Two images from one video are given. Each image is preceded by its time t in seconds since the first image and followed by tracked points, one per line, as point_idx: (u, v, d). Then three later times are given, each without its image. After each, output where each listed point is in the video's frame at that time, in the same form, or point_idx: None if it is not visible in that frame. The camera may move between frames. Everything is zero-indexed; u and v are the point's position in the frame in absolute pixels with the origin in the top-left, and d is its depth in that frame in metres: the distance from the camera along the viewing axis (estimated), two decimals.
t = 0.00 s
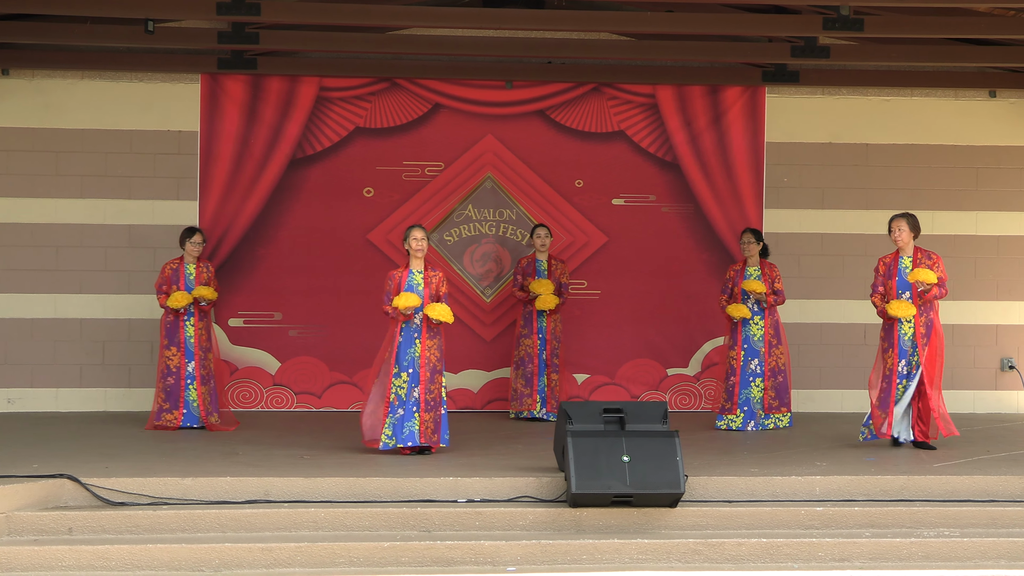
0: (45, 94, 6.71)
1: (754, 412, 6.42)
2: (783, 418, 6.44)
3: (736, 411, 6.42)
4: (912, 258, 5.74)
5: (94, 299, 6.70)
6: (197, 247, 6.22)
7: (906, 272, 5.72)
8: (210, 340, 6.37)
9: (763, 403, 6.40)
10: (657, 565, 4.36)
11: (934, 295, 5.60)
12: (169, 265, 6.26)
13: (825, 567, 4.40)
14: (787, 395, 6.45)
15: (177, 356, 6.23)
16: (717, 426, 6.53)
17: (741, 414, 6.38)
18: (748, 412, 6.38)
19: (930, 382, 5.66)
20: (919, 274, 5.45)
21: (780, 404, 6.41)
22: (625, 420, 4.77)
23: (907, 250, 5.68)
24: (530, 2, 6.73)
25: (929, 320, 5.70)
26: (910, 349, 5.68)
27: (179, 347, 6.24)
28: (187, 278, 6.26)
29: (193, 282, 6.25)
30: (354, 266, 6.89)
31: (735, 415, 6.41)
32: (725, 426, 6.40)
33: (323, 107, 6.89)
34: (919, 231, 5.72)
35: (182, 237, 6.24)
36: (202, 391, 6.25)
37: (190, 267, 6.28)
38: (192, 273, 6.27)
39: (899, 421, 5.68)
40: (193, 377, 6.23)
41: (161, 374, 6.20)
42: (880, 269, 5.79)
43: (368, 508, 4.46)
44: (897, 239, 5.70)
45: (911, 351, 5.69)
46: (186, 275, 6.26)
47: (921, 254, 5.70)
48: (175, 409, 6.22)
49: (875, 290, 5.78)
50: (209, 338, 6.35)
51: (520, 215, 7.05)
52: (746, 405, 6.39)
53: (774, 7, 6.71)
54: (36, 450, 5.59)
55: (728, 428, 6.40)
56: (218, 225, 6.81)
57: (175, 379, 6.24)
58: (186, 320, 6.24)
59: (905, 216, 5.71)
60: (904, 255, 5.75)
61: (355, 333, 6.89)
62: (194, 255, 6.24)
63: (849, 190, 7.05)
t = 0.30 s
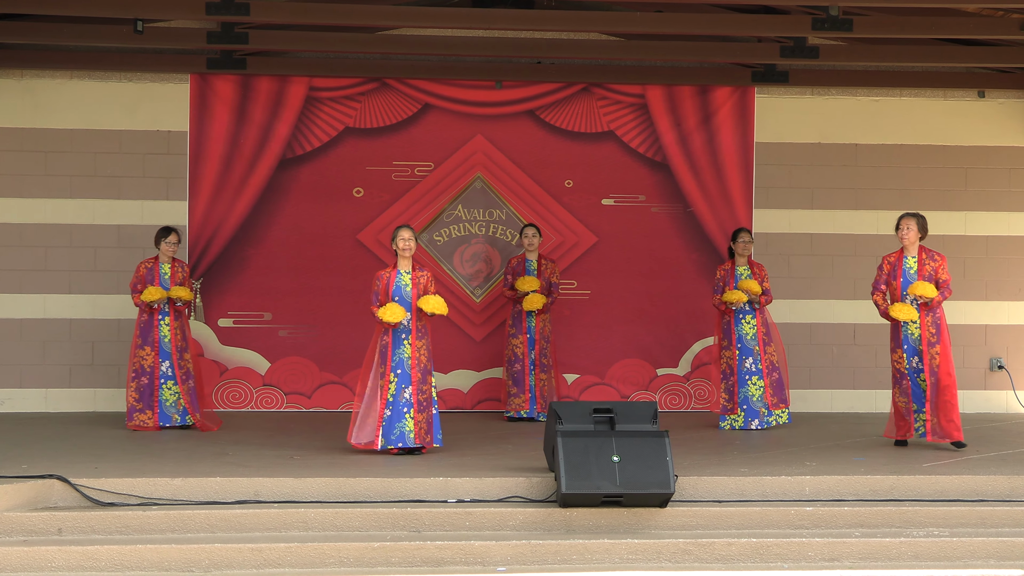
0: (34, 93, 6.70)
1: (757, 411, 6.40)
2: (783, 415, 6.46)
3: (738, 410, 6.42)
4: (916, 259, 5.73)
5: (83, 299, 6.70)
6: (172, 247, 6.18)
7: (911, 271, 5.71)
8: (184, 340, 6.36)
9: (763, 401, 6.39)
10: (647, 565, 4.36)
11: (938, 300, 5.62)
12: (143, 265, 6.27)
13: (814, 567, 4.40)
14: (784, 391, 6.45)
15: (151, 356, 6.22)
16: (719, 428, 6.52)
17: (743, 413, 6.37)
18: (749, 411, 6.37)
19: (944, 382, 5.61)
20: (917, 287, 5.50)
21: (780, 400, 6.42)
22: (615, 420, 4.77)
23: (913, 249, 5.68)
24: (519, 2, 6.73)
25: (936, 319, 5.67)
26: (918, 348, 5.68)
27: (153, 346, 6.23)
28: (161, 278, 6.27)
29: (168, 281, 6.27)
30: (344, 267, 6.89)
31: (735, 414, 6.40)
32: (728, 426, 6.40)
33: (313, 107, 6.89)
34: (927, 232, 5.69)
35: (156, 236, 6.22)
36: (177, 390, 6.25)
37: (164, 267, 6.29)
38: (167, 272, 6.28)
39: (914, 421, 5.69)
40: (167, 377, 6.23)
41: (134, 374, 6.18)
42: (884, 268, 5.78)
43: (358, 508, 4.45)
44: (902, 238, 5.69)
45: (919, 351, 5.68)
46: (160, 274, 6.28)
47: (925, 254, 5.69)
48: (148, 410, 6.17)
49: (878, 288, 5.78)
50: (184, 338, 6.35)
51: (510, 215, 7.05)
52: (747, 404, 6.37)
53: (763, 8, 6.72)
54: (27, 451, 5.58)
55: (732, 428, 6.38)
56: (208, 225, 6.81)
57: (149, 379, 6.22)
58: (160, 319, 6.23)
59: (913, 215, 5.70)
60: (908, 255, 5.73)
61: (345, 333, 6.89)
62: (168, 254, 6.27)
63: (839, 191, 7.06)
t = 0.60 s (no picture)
0: (30, 93, 6.70)
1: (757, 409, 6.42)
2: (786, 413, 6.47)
3: (736, 409, 6.44)
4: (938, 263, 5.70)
5: (79, 298, 6.69)
6: (158, 246, 6.17)
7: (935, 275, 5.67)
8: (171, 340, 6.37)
9: (765, 400, 6.41)
10: (643, 565, 4.36)
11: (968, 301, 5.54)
12: (131, 264, 6.24)
13: (811, 566, 4.41)
14: (784, 389, 6.44)
15: (137, 355, 6.23)
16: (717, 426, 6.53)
17: (743, 413, 6.40)
18: (749, 410, 6.39)
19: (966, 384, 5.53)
20: (954, 291, 5.47)
21: (779, 400, 6.42)
22: (612, 420, 4.77)
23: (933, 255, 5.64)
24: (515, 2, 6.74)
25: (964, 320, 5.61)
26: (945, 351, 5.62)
27: (139, 346, 6.23)
28: (149, 277, 6.25)
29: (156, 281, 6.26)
30: (340, 266, 6.90)
31: (736, 414, 6.41)
32: (726, 424, 6.39)
33: (309, 107, 6.89)
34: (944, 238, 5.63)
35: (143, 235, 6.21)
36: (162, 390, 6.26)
37: (153, 266, 6.27)
38: (155, 272, 6.27)
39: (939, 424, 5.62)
40: (154, 376, 6.24)
41: (119, 373, 6.19)
42: (906, 277, 5.75)
43: (354, 508, 4.45)
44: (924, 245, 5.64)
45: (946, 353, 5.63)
46: (148, 274, 6.26)
47: (947, 257, 5.66)
48: (132, 410, 6.18)
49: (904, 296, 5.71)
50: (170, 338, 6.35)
51: (506, 215, 7.05)
52: (747, 403, 6.40)
53: (758, 8, 6.72)
54: (23, 451, 5.58)
55: (733, 426, 6.40)
56: (204, 225, 6.80)
57: (134, 379, 6.22)
58: (148, 318, 6.23)
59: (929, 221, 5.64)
60: (930, 261, 5.70)
61: (341, 333, 6.89)
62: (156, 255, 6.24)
63: (835, 190, 7.06)
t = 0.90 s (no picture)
0: (29, 92, 6.70)
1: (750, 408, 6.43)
2: (776, 415, 6.44)
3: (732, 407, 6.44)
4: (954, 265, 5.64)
5: (79, 297, 6.70)
6: (151, 243, 6.18)
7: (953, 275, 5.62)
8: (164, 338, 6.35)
9: (760, 399, 6.42)
10: (643, 564, 4.36)
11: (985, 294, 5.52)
12: (125, 264, 6.26)
13: (811, 565, 4.40)
14: (778, 390, 6.45)
15: (129, 354, 6.21)
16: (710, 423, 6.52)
17: (738, 411, 6.40)
18: (744, 408, 6.40)
19: (980, 385, 5.53)
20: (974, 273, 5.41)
21: (774, 400, 6.44)
22: (612, 418, 4.78)
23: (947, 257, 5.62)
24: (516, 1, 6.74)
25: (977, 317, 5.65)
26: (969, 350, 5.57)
27: (131, 344, 6.21)
28: (140, 276, 6.24)
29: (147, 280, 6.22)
30: (340, 265, 6.90)
31: (731, 412, 6.42)
32: (720, 421, 6.41)
33: (309, 105, 6.89)
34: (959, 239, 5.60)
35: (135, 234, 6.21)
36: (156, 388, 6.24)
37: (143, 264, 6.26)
38: (146, 269, 6.26)
39: (972, 427, 5.48)
40: (148, 374, 6.22)
41: (116, 372, 6.20)
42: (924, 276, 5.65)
43: (354, 506, 4.45)
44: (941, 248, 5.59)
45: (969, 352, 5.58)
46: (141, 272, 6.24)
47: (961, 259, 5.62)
48: (128, 408, 6.17)
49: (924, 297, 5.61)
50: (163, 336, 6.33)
51: (506, 213, 7.06)
52: (742, 402, 6.40)
53: (759, 6, 6.73)
54: (23, 449, 5.58)
55: (725, 424, 6.39)
56: (204, 223, 6.80)
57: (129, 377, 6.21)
58: (138, 316, 6.21)
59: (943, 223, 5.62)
60: (946, 263, 5.64)
61: (341, 331, 6.89)
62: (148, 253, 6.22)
63: (835, 189, 7.06)
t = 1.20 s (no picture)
0: (26, 91, 6.69)
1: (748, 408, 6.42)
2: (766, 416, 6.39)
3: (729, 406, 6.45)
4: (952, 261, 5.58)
5: (76, 296, 6.69)
6: (142, 243, 6.14)
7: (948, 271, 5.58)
8: (153, 338, 6.30)
9: (757, 400, 6.40)
10: (640, 563, 4.35)
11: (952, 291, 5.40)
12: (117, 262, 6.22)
13: (808, 565, 4.40)
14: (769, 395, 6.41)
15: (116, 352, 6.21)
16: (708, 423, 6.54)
17: (734, 411, 6.41)
18: (740, 408, 6.39)
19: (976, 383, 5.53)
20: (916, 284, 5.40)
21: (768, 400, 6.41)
22: (609, 417, 4.79)
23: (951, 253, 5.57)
24: None
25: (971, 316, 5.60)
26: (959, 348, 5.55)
27: (118, 342, 6.20)
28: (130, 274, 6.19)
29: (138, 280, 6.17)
30: (338, 263, 6.89)
31: (727, 411, 6.42)
32: (717, 420, 6.41)
33: (306, 104, 6.89)
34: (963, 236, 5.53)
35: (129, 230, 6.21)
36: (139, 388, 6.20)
37: (135, 262, 6.21)
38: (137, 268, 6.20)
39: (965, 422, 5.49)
40: (130, 374, 6.19)
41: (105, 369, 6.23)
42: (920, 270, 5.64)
43: (351, 505, 4.45)
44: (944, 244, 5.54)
45: (960, 350, 5.56)
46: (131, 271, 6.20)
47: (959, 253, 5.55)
48: (114, 406, 6.17)
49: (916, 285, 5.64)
50: (150, 335, 6.29)
51: (503, 213, 7.05)
52: (739, 401, 6.41)
53: (756, 6, 6.73)
54: (20, 449, 5.57)
55: (721, 422, 6.40)
56: (201, 222, 6.80)
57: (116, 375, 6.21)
58: (126, 315, 6.18)
59: (949, 218, 5.58)
60: (945, 258, 5.59)
61: (338, 330, 6.89)
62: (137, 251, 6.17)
63: (832, 188, 7.06)
